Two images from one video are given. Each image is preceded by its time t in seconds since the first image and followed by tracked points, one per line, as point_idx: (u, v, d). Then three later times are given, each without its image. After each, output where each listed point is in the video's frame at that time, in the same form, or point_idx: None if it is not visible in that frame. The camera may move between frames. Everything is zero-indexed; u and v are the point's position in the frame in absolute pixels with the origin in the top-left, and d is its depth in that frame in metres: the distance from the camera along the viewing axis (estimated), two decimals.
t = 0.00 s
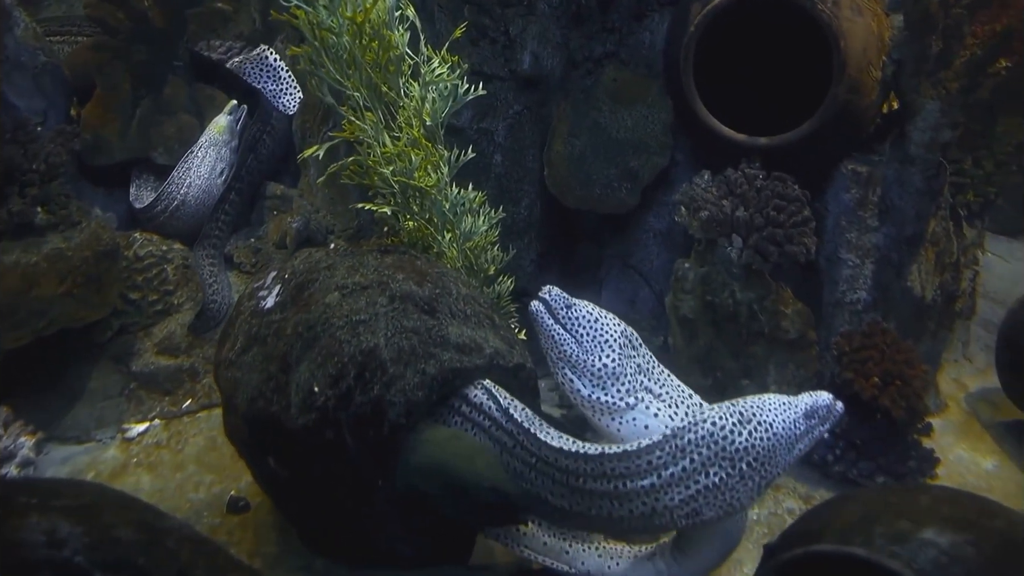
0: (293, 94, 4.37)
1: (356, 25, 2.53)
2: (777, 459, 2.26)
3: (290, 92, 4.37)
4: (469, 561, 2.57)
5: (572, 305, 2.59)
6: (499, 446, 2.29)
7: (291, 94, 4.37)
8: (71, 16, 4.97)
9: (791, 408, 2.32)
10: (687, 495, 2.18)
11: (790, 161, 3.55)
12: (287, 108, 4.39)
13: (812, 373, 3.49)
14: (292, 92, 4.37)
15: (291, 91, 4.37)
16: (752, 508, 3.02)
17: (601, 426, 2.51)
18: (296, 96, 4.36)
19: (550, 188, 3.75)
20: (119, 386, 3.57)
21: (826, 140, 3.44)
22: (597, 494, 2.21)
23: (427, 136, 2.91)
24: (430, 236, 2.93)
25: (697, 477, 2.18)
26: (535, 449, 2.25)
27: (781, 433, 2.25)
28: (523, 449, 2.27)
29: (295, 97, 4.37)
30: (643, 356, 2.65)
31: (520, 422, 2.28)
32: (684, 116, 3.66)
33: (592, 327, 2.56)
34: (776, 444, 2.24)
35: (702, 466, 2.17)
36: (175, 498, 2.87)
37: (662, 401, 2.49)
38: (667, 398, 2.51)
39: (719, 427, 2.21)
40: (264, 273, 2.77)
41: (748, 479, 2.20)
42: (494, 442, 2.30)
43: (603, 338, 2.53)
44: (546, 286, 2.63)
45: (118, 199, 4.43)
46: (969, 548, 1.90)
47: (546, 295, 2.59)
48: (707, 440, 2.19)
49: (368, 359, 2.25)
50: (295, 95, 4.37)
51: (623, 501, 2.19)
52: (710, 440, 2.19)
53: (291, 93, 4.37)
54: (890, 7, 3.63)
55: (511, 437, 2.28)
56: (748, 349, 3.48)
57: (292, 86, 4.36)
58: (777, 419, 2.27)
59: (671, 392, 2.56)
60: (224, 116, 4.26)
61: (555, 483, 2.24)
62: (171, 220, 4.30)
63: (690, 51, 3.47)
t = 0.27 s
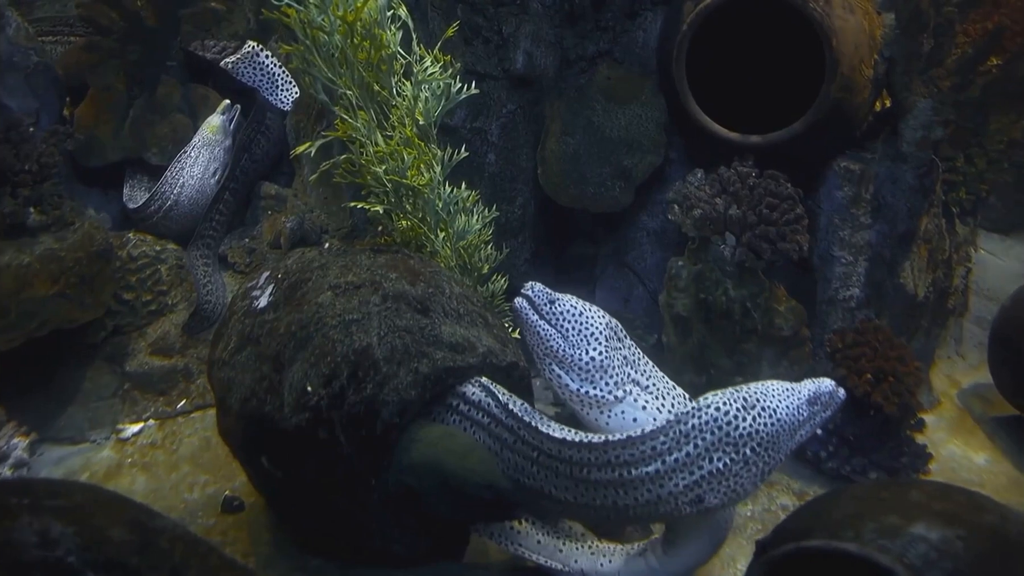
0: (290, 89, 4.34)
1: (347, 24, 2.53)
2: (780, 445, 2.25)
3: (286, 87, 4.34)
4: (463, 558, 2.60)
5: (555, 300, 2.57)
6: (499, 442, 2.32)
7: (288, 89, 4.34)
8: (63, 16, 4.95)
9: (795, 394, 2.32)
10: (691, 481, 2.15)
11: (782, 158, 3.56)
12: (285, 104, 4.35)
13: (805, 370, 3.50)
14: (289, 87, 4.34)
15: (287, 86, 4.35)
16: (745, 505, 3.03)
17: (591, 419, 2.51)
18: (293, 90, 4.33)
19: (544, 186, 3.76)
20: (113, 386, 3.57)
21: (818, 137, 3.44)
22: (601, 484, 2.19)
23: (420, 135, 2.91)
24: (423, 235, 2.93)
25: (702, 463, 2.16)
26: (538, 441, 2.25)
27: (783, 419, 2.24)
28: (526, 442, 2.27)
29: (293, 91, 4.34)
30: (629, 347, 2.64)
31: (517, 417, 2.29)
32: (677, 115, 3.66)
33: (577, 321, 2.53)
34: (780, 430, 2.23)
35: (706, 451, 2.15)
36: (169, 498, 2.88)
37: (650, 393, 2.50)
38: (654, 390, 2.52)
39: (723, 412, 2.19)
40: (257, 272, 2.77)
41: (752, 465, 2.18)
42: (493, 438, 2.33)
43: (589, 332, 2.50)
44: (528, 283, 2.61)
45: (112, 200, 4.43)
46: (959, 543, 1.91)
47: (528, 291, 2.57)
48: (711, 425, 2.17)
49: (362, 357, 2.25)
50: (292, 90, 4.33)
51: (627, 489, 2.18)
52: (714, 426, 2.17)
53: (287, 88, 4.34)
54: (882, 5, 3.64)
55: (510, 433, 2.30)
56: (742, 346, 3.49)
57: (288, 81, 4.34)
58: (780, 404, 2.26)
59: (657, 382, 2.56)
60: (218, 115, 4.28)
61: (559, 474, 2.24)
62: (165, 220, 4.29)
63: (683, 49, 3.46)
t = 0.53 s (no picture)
0: (283, 94, 4.52)
1: (335, 29, 2.53)
2: (782, 432, 2.26)
3: (279, 92, 4.50)
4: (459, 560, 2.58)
5: (534, 301, 2.58)
6: (499, 442, 2.32)
7: (281, 94, 4.52)
8: (54, 23, 4.93)
9: (797, 380, 2.34)
10: (695, 469, 2.17)
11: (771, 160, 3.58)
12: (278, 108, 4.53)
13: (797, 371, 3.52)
14: (282, 92, 4.51)
15: (280, 91, 4.51)
16: (739, 505, 3.04)
17: (577, 419, 2.53)
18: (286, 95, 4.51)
19: (535, 189, 3.78)
20: (106, 394, 3.56)
21: (806, 140, 3.46)
22: (605, 474, 2.19)
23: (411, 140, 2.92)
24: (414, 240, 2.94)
25: (705, 450, 2.17)
26: (541, 433, 2.25)
27: (785, 406, 2.26)
28: (527, 438, 2.26)
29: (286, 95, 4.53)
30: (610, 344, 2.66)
31: (516, 414, 2.29)
32: (667, 118, 3.68)
33: (557, 321, 2.55)
34: (783, 417, 2.25)
35: (709, 438, 2.17)
36: (162, 505, 2.87)
37: (634, 391, 2.54)
38: (637, 387, 2.56)
39: (727, 399, 2.20)
40: (249, 278, 2.77)
41: (756, 452, 2.20)
42: (492, 438, 2.33)
43: (570, 332, 2.52)
44: (506, 286, 2.65)
45: (104, 206, 4.43)
46: (947, 541, 1.93)
47: (507, 294, 2.60)
48: (715, 412, 2.19)
49: (353, 362, 2.26)
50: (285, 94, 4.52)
51: (632, 478, 2.17)
52: (718, 412, 2.19)
53: (280, 92, 4.51)
54: (869, 7, 3.67)
55: (509, 431, 2.29)
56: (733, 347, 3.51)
57: (280, 86, 4.50)
58: (782, 392, 2.28)
59: (640, 379, 2.60)
60: (211, 122, 4.36)
61: (563, 467, 2.23)
62: (158, 226, 4.27)
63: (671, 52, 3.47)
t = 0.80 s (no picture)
0: (277, 102, 4.42)
1: (325, 37, 2.54)
2: (782, 422, 2.23)
3: (273, 101, 4.42)
4: (452, 565, 2.59)
5: (515, 306, 2.50)
6: (498, 443, 2.28)
7: (276, 102, 4.43)
8: (42, 34, 4.88)
9: (795, 370, 2.30)
10: (697, 457, 2.13)
11: (760, 163, 3.61)
12: (272, 117, 4.42)
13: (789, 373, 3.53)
14: (276, 101, 4.42)
15: (274, 99, 4.43)
16: (732, 507, 3.05)
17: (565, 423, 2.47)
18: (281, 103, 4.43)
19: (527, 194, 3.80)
20: (99, 403, 3.55)
21: (795, 143, 3.49)
22: (607, 466, 2.15)
23: (401, 146, 2.94)
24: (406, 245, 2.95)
25: (707, 438, 2.14)
26: (543, 428, 2.22)
27: (785, 395, 2.22)
28: (527, 435, 2.23)
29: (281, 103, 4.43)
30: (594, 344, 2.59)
31: (515, 412, 2.27)
32: (657, 122, 3.69)
33: (539, 326, 2.46)
34: (782, 406, 2.22)
35: (710, 427, 2.14)
36: (156, 514, 2.87)
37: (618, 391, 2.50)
38: (622, 387, 2.52)
39: (727, 386, 2.18)
40: (241, 285, 2.77)
41: (757, 440, 2.17)
42: (489, 440, 2.29)
43: (553, 336, 2.44)
44: (487, 293, 2.55)
45: (96, 214, 4.42)
46: (936, 539, 1.95)
47: (487, 301, 2.51)
48: (715, 399, 2.16)
49: (345, 368, 2.26)
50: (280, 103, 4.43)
51: (635, 469, 2.14)
52: (717, 400, 2.16)
53: (275, 100, 4.43)
54: (856, 12, 3.71)
55: (508, 431, 2.26)
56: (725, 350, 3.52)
57: (275, 94, 4.42)
58: (780, 381, 2.25)
59: (623, 379, 2.56)
60: (204, 130, 4.37)
61: (565, 462, 2.19)
62: (150, 234, 4.27)
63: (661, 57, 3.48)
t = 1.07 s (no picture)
0: (268, 109, 4.37)
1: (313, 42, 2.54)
2: (783, 411, 2.18)
3: (264, 109, 4.36)
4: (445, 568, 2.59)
5: (494, 312, 2.39)
6: (495, 446, 2.28)
7: (266, 110, 4.37)
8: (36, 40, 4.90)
9: (793, 359, 2.25)
10: (699, 443, 2.08)
11: (750, 166, 3.63)
12: (262, 125, 4.37)
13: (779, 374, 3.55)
14: (267, 108, 4.37)
15: (265, 107, 4.37)
16: (724, 508, 3.06)
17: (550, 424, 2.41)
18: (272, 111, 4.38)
19: (517, 198, 3.81)
20: (90, 410, 3.54)
21: (784, 145, 3.51)
22: (610, 456, 2.11)
23: (391, 151, 2.95)
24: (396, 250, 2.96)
25: (707, 425, 2.09)
26: (547, 425, 2.21)
27: (782, 382, 2.17)
28: (526, 435, 2.22)
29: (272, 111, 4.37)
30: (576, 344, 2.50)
31: (513, 415, 2.28)
32: (647, 126, 3.71)
33: (519, 330, 2.36)
34: (782, 394, 2.16)
35: (710, 413, 2.09)
36: (147, 521, 2.86)
37: (601, 389, 2.44)
38: (605, 385, 2.46)
39: (725, 372, 2.14)
40: (232, 292, 2.78)
41: (758, 426, 2.12)
42: (487, 443, 2.29)
43: (533, 340, 2.35)
44: (465, 298, 2.45)
45: (87, 221, 4.41)
46: (925, 539, 1.96)
47: (465, 308, 2.42)
48: (714, 385, 2.11)
49: (335, 373, 2.26)
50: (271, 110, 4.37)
51: (639, 457, 2.09)
52: (716, 386, 2.11)
53: (265, 108, 4.37)
54: (843, 15, 3.74)
55: (507, 433, 2.26)
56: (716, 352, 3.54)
57: (265, 102, 4.36)
58: (780, 369, 2.20)
59: (606, 377, 2.50)
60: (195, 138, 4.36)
61: (568, 457, 2.16)
62: (140, 240, 4.26)
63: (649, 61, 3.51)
